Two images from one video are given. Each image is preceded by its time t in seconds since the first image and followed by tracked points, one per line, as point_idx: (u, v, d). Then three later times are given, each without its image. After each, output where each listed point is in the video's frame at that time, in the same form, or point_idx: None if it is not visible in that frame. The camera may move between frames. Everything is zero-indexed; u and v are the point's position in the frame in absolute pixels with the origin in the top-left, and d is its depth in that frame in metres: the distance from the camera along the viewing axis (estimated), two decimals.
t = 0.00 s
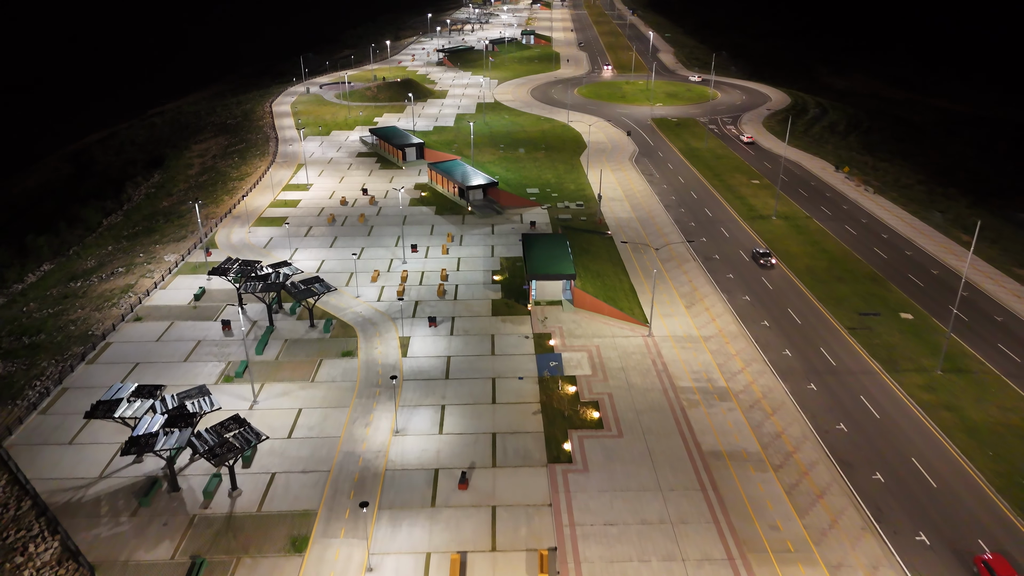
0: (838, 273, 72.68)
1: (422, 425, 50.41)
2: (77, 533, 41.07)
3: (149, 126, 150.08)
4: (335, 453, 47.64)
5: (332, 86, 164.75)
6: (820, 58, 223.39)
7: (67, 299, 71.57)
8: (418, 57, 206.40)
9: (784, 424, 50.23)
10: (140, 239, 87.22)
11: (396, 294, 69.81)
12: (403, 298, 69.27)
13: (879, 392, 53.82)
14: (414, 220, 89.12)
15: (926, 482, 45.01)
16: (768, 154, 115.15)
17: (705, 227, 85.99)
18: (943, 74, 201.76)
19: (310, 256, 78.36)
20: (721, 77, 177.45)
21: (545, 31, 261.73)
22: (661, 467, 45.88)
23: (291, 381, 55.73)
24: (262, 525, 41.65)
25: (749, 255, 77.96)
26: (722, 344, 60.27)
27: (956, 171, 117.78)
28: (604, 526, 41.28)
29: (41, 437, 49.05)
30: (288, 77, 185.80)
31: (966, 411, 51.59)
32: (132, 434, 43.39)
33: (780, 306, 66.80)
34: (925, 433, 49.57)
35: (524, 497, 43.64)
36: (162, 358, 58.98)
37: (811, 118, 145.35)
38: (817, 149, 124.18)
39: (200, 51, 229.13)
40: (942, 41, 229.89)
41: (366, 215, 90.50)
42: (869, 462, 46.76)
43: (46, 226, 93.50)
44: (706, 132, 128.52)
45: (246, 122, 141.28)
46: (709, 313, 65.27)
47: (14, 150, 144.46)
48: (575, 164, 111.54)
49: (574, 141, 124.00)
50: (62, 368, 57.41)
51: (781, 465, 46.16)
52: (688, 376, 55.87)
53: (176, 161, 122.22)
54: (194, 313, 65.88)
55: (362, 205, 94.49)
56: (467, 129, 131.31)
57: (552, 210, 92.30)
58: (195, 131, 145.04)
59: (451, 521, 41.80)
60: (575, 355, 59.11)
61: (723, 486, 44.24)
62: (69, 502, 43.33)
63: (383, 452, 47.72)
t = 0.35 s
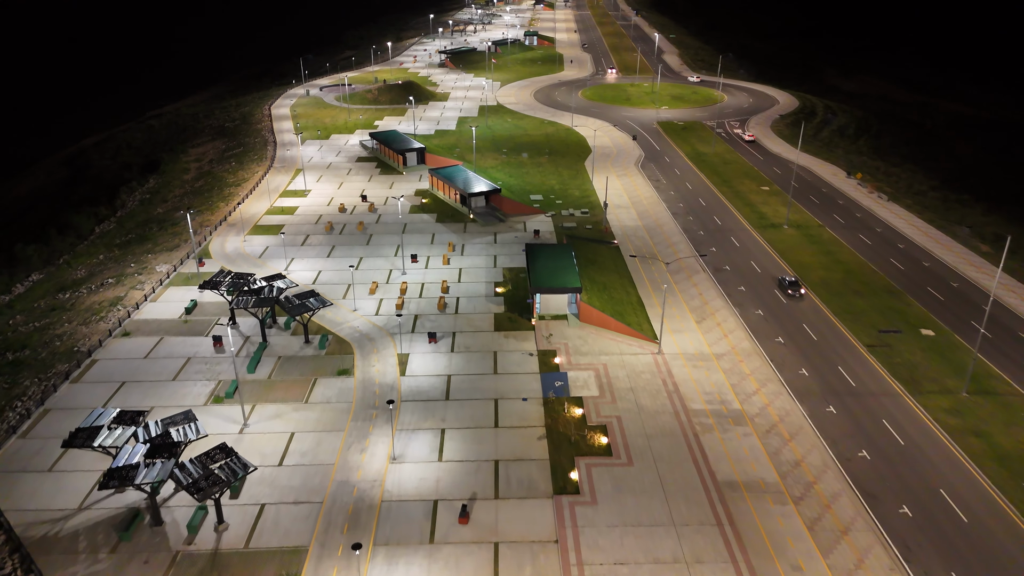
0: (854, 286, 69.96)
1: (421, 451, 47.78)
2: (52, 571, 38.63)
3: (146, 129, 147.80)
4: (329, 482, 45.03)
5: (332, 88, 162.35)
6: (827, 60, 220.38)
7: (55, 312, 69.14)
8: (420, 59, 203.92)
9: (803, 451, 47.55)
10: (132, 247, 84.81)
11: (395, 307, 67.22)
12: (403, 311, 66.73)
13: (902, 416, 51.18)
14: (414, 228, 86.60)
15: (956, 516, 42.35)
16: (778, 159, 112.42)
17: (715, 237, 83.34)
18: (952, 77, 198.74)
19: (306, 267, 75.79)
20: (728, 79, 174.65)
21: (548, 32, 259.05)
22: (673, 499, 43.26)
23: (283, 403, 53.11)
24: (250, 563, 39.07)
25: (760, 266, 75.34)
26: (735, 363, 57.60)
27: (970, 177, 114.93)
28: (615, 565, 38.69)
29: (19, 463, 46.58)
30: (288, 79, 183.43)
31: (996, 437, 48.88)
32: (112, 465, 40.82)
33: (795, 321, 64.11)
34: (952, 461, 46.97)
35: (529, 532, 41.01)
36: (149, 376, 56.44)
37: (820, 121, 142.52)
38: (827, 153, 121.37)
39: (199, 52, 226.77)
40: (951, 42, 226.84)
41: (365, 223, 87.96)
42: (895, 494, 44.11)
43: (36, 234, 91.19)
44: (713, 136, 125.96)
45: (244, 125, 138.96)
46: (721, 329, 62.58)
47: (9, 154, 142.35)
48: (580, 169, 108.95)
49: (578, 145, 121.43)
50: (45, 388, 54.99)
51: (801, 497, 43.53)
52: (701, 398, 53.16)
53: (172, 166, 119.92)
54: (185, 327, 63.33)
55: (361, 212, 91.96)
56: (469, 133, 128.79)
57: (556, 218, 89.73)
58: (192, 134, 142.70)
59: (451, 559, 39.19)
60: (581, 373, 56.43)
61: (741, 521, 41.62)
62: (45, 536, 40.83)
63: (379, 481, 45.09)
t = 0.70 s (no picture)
0: (871, 300, 67.24)
1: (419, 481, 45.14)
2: None
3: (143, 132, 145.58)
4: (321, 515, 42.44)
5: (332, 90, 159.94)
6: (834, 61, 217.47)
7: (40, 326, 66.65)
8: (422, 60, 201.47)
9: (824, 482, 44.85)
10: (123, 257, 82.38)
11: (393, 321, 64.61)
12: (401, 326, 64.14)
13: (928, 442, 48.47)
14: (414, 237, 84.07)
15: (990, 555, 39.61)
16: (787, 164, 109.72)
17: (724, 247, 80.68)
18: (962, 79, 195.57)
19: (302, 278, 73.22)
20: (734, 81, 171.91)
21: (551, 32, 256.48)
22: (688, 535, 40.64)
23: (275, 426, 50.51)
24: None
25: (772, 279, 72.67)
26: (749, 383, 54.90)
27: (984, 182, 112.12)
28: None
29: None
30: (288, 81, 181.13)
31: None
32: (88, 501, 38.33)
33: (811, 338, 61.40)
34: (982, 491, 44.32)
35: (534, 572, 38.37)
36: (135, 397, 53.88)
37: (829, 124, 139.76)
38: (837, 158, 118.62)
39: (198, 54, 224.47)
40: (960, 43, 223.76)
41: (364, 231, 85.44)
42: (923, 529, 41.44)
43: (27, 243, 88.88)
44: (720, 140, 123.27)
45: (242, 128, 136.57)
46: (734, 347, 59.88)
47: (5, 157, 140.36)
48: (584, 175, 106.37)
49: (582, 149, 118.79)
50: (26, 410, 52.50)
51: (824, 534, 40.89)
52: (715, 422, 50.47)
53: (168, 170, 117.61)
54: (174, 344, 60.82)
55: (360, 220, 89.43)
56: (471, 137, 126.28)
57: (560, 227, 87.09)
58: (189, 137, 140.36)
59: None
60: (588, 395, 53.72)
61: (760, 559, 39.00)
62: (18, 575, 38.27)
63: (374, 514, 42.49)
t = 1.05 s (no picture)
0: (890, 315, 64.60)
1: (417, 514, 42.51)
2: None
3: (140, 136, 143.39)
4: (313, 551, 39.82)
5: (332, 93, 157.57)
6: (841, 64, 214.78)
7: (25, 340, 64.19)
8: (424, 62, 199.14)
9: (848, 516, 42.19)
10: (114, 267, 79.97)
11: (391, 337, 61.97)
12: (400, 342, 61.50)
13: (956, 472, 45.82)
14: (414, 247, 81.52)
15: None
16: (797, 171, 107.16)
17: (735, 258, 78.02)
18: (971, 83, 192.76)
19: (298, 291, 70.63)
20: (741, 84, 169.23)
21: (555, 34, 254.06)
22: None
23: (265, 452, 47.89)
24: None
25: (786, 292, 69.98)
26: (765, 406, 52.21)
27: (999, 189, 109.32)
28: None
29: None
30: (288, 84, 178.84)
31: None
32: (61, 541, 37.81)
33: (828, 356, 58.73)
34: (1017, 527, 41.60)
35: None
36: (121, 419, 51.33)
37: (838, 128, 137.05)
38: (848, 163, 115.94)
39: (197, 56, 222.40)
40: (968, 45, 221.11)
41: (362, 241, 82.93)
42: (956, 569, 38.74)
43: (16, 252, 86.58)
44: (728, 145, 120.65)
45: (240, 133, 134.31)
46: (748, 366, 57.21)
47: None
48: (589, 181, 103.83)
49: (587, 155, 116.20)
50: (5, 433, 50.03)
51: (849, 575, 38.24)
52: (730, 449, 47.80)
53: (164, 176, 115.32)
54: (163, 361, 58.26)
55: (358, 228, 86.92)
56: (473, 141, 123.79)
57: (565, 236, 84.50)
58: (187, 142, 138.08)
59: None
60: (596, 418, 51.07)
61: None
62: None
63: (369, 551, 39.88)
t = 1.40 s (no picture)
0: (911, 332, 61.92)
1: (414, 551, 39.88)
2: None
3: (136, 139, 141.17)
4: None
5: (332, 96, 155.12)
6: (849, 65, 211.99)
7: (8, 357, 61.75)
8: (425, 63, 196.71)
9: (874, 555, 39.48)
10: (104, 278, 77.54)
11: (389, 354, 59.33)
12: (398, 359, 58.81)
13: (989, 505, 43.07)
14: (414, 257, 78.93)
15: None
16: (808, 177, 104.54)
17: (746, 269, 75.35)
18: (981, 85, 189.93)
19: (293, 304, 68.03)
20: (747, 87, 166.56)
21: (558, 34, 251.54)
22: None
23: (255, 481, 45.30)
24: None
25: (800, 306, 67.29)
26: (783, 431, 49.48)
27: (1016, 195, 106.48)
28: None
29: None
30: (288, 86, 176.58)
31: None
32: None
33: (847, 376, 56.00)
34: None
35: None
36: (104, 444, 48.78)
37: (848, 132, 134.31)
38: (859, 168, 113.22)
39: (196, 58, 220.30)
40: (977, 47, 218.00)
41: (361, 250, 80.38)
42: None
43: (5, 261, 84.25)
44: (736, 150, 117.93)
45: (238, 136, 132.00)
46: (763, 387, 54.50)
47: None
48: (594, 187, 101.26)
49: (592, 160, 113.57)
50: None
51: None
52: (747, 478, 45.12)
53: (159, 181, 113.00)
54: (151, 381, 55.70)
55: (357, 237, 84.35)
56: (476, 145, 121.31)
57: (569, 246, 81.85)
58: (184, 145, 135.87)
59: None
60: (604, 444, 48.40)
61: None
62: None
63: None
